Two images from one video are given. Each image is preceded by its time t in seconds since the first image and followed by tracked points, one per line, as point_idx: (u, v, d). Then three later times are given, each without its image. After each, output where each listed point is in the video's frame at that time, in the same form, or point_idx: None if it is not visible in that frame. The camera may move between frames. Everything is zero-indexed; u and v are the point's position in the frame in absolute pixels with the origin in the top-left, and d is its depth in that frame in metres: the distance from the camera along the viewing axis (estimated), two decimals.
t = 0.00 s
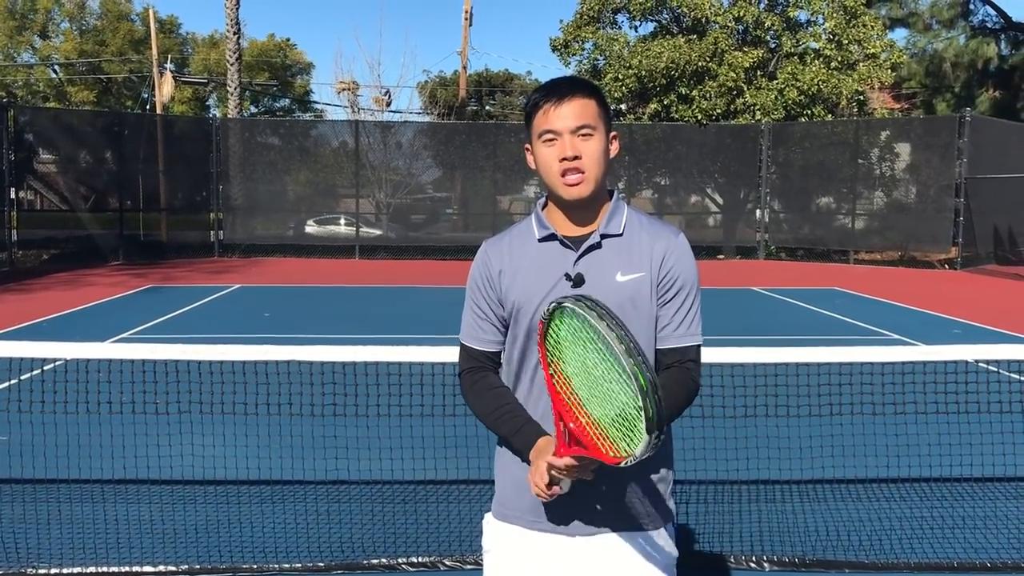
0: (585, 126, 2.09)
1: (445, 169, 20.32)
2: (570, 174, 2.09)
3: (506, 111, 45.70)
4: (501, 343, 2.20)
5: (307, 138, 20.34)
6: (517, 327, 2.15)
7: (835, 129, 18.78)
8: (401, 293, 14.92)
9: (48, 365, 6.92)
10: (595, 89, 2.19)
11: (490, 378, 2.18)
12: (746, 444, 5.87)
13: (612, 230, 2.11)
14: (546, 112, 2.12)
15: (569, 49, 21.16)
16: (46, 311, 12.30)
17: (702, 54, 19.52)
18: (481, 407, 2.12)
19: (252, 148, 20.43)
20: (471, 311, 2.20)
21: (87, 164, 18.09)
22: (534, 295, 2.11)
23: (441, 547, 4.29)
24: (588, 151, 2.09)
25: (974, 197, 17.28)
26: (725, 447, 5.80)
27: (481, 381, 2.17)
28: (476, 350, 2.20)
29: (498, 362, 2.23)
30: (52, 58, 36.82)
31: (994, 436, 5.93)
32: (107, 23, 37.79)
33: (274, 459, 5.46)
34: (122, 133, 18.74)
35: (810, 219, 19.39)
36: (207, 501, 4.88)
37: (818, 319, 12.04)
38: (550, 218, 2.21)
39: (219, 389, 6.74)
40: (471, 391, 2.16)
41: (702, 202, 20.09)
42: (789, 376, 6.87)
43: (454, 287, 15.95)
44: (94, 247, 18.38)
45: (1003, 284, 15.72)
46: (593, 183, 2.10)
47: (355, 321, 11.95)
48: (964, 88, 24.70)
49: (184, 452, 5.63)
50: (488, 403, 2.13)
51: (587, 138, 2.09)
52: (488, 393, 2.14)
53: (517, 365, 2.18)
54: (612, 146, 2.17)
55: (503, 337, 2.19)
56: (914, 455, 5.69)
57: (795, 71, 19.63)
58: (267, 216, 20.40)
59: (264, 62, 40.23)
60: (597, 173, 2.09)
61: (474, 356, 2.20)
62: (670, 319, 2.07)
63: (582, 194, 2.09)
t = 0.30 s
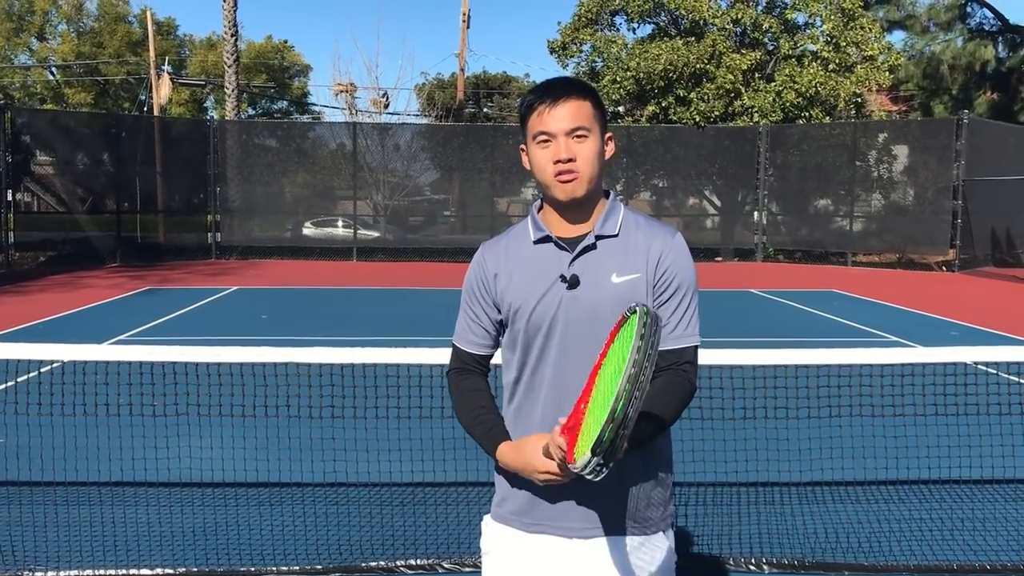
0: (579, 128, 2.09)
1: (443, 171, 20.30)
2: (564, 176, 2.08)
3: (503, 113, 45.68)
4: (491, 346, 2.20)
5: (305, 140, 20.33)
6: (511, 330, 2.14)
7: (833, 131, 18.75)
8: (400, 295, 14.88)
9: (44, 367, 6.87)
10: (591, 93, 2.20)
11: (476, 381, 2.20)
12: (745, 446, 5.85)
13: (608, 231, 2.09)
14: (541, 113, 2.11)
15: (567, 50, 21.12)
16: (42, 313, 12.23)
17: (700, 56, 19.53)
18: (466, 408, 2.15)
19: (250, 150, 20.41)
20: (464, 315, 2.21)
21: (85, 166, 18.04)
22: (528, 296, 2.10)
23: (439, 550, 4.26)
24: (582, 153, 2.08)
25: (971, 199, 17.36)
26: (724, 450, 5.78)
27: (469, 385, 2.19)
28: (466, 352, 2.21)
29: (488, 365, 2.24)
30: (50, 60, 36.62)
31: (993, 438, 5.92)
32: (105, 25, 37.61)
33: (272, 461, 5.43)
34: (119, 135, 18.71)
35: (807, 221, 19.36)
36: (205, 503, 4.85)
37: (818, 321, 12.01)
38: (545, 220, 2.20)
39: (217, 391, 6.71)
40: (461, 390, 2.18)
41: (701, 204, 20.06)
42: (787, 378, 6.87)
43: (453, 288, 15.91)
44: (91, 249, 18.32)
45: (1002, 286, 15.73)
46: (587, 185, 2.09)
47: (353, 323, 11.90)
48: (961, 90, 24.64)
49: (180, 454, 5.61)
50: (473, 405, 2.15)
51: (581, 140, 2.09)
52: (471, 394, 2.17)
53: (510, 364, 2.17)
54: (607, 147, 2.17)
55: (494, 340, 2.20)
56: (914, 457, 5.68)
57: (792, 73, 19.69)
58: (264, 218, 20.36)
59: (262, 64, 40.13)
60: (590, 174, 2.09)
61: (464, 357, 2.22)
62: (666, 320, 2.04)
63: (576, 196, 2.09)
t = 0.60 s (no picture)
0: (578, 133, 2.08)
1: (441, 173, 20.30)
2: (563, 182, 2.07)
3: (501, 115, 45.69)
4: (491, 351, 2.21)
5: (303, 141, 20.33)
6: (510, 334, 2.14)
7: (831, 133, 18.77)
8: (398, 297, 14.87)
9: (41, 370, 6.87)
10: (587, 97, 2.18)
11: (478, 386, 2.19)
12: (744, 447, 5.87)
13: (604, 233, 2.10)
14: (538, 118, 2.10)
15: (565, 52, 21.12)
16: (40, 315, 12.22)
17: (698, 58, 19.55)
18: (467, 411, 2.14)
19: (247, 151, 20.40)
20: (463, 321, 2.21)
21: (83, 167, 18.02)
22: (527, 302, 2.10)
23: (438, 551, 4.27)
24: (581, 159, 2.07)
25: (968, 201, 17.40)
26: (722, 451, 5.79)
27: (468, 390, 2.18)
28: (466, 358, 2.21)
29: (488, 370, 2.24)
30: (48, 61, 36.60)
31: (993, 439, 5.93)
32: (102, 27, 37.61)
33: (269, 463, 5.43)
34: (117, 137, 18.71)
35: (805, 222, 19.36)
36: (204, 505, 4.85)
37: (815, 323, 12.03)
38: (542, 224, 2.19)
39: (215, 393, 6.71)
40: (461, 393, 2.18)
41: (698, 205, 20.04)
42: (785, 379, 6.88)
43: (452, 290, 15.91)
44: (89, 251, 18.29)
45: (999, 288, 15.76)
46: (586, 191, 2.08)
47: (352, 325, 11.90)
48: (959, 92, 24.60)
49: (178, 457, 5.61)
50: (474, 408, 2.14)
51: (579, 145, 2.08)
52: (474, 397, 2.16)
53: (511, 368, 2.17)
54: (604, 151, 2.16)
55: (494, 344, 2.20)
56: (913, 459, 5.69)
57: (790, 75, 19.75)
58: (262, 220, 20.35)
59: (260, 66, 40.16)
60: (589, 179, 2.08)
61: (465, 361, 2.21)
62: (664, 320, 2.04)
63: (575, 201, 2.08)
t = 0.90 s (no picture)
0: (540, 144, 1.96)
1: (439, 174, 20.28)
2: (527, 195, 1.99)
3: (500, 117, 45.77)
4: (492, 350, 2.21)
5: (301, 142, 20.30)
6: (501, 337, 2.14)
7: (829, 134, 18.79)
8: (397, 298, 14.86)
9: (40, 372, 6.86)
10: (569, 97, 2.05)
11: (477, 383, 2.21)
12: (744, 448, 5.87)
13: (587, 238, 2.02)
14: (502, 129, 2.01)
15: (562, 54, 21.14)
16: (38, 317, 12.23)
17: (696, 59, 19.55)
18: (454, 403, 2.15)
19: (245, 153, 20.36)
20: (467, 322, 2.23)
21: (80, 169, 18.08)
22: (510, 304, 2.08)
23: (438, 554, 4.26)
24: (544, 170, 1.97)
25: (966, 202, 17.42)
26: (722, 452, 5.79)
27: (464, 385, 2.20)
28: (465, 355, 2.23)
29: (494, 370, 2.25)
30: (45, 63, 36.66)
31: (993, 440, 5.94)
32: (100, 28, 37.69)
33: (268, 465, 5.41)
34: (114, 138, 18.73)
35: (803, 223, 19.35)
36: (203, 507, 4.84)
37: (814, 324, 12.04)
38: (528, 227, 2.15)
39: (215, 395, 6.68)
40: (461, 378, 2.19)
41: (696, 207, 20.01)
42: (787, 382, 6.87)
43: (450, 292, 15.90)
44: (86, 252, 18.27)
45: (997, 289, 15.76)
46: (554, 203, 1.99)
47: (350, 326, 11.89)
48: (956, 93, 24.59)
49: (177, 457, 5.60)
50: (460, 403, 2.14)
51: (542, 156, 1.96)
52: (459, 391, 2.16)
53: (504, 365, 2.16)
54: (583, 153, 2.03)
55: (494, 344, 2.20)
56: (913, 460, 5.69)
57: (788, 76, 19.81)
58: (260, 221, 20.31)
59: (257, 67, 40.25)
60: (554, 191, 1.98)
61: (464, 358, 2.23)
62: (644, 327, 1.93)
63: (543, 213, 2.00)
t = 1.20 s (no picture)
0: (481, 174, 2.02)
1: (437, 175, 20.27)
2: (481, 223, 2.07)
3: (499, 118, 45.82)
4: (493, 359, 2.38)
5: (298, 143, 20.30)
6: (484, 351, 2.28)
7: (827, 135, 18.80)
8: (394, 300, 14.85)
9: (38, 373, 6.84)
10: (521, 119, 2.06)
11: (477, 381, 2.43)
12: (742, 449, 5.87)
13: (536, 256, 2.02)
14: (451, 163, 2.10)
15: (560, 55, 21.16)
16: (36, 318, 12.23)
17: (694, 60, 19.56)
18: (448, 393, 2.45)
19: (243, 154, 20.35)
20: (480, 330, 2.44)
21: (77, 169, 18.09)
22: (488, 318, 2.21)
23: (435, 555, 4.26)
24: (490, 198, 2.03)
25: (963, 203, 17.44)
26: (719, 453, 5.79)
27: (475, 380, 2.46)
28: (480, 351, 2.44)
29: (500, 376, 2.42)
30: (42, 64, 36.60)
31: (993, 441, 5.92)
32: (98, 30, 37.73)
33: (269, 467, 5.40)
34: (112, 139, 18.76)
35: (801, 224, 19.37)
36: (200, 509, 4.83)
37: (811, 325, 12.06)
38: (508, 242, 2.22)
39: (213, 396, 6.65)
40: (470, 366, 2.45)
41: (694, 207, 20.01)
42: (787, 383, 6.87)
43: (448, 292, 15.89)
44: (84, 253, 18.27)
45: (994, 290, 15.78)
46: (506, 225, 2.05)
47: (348, 327, 11.88)
48: (954, 94, 24.57)
49: (176, 459, 5.58)
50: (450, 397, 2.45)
51: (485, 186, 2.02)
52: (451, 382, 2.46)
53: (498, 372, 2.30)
54: (533, 170, 2.05)
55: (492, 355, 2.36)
56: (911, 461, 5.69)
57: (785, 77, 19.84)
58: (258, 222, 20.29)
59: (255, 68, 40.25)
60: (501, 216, 2.05)
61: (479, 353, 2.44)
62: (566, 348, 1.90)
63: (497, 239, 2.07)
